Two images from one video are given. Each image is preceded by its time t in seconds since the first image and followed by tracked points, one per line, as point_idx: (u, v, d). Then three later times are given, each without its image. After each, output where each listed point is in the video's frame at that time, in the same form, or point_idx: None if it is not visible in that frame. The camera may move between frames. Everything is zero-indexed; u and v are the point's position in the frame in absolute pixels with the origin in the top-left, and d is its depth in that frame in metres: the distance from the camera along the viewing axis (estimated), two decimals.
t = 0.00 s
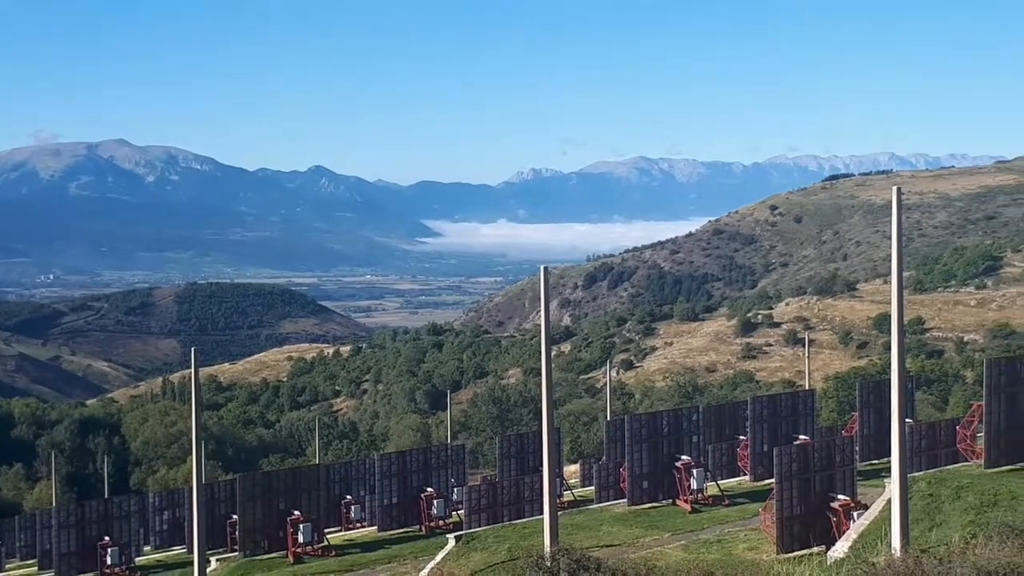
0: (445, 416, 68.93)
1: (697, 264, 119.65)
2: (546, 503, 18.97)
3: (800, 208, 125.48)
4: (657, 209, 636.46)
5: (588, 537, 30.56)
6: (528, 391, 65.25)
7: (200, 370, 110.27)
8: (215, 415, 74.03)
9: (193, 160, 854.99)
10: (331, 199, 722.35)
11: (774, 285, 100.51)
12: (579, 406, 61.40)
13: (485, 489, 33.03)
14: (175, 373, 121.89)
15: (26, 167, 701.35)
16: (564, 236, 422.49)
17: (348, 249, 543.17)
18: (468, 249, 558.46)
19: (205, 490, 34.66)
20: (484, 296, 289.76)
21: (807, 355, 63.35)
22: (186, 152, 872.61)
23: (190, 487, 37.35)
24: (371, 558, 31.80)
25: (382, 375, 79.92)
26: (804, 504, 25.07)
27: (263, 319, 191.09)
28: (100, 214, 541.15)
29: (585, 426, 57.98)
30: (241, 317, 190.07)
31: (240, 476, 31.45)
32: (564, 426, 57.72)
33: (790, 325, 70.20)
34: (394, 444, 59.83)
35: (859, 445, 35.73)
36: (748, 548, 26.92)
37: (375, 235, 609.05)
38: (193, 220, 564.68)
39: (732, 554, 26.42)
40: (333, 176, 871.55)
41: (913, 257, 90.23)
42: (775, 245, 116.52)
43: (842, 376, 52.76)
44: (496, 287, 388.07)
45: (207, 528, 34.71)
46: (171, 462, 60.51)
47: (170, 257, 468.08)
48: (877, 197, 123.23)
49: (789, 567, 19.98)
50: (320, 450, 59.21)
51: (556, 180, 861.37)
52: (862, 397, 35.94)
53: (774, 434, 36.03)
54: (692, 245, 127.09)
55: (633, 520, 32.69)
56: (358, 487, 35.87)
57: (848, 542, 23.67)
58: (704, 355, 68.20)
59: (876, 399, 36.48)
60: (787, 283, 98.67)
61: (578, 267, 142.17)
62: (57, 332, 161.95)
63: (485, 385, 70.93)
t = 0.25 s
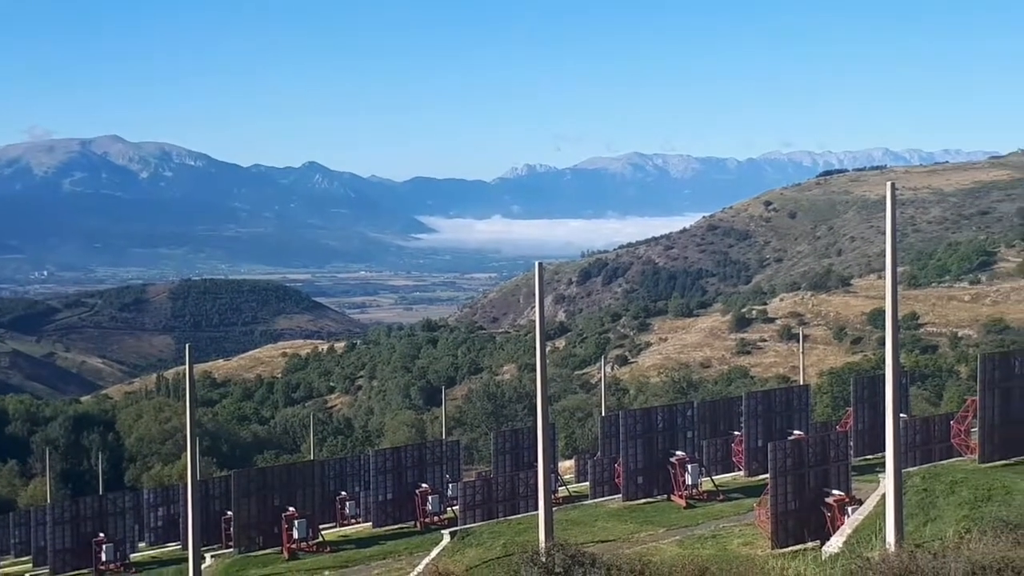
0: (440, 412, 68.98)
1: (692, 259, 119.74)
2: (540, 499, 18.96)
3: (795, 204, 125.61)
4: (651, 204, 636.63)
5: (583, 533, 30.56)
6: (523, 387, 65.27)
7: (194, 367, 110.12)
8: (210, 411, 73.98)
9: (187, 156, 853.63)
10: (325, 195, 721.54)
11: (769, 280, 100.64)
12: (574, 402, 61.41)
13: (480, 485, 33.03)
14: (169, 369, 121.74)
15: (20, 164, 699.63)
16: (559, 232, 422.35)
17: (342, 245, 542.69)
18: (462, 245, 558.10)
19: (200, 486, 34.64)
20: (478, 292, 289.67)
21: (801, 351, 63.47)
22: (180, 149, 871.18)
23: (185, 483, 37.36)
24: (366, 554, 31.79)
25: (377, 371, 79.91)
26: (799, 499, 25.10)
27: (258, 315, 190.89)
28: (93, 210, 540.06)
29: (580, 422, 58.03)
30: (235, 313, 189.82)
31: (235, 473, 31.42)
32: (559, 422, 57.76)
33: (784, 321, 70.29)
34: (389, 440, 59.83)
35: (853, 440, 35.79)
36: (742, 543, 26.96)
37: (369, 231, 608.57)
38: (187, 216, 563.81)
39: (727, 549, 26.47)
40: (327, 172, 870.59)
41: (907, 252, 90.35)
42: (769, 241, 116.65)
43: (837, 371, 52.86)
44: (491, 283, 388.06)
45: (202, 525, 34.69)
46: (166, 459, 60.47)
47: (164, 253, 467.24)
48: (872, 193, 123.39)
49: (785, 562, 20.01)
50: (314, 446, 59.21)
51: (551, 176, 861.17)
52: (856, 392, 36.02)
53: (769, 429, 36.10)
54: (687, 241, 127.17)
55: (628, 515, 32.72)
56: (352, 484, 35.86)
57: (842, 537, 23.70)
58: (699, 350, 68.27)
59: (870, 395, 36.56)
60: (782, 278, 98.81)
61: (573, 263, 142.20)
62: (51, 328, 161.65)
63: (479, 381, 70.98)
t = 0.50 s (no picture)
0: (437, 410, 68.98)
1: (689, 257, 119.79)
2: (539, 497, 18.97)
3: (792, 202, 125.67)
4: (648, 202, 636.18)
5: (581, 531, 30.57)
6: (521, 385, 65.26)
7: (192, 365, 109.98)
8: (207, 409, 73.90)
9: (184, 155, 852.54)
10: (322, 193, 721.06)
11: (766, 278, 100.67)
12: (571, 400, 61.37)
13: (478, 483, 33.03)
14: (167, 367, 121.62)
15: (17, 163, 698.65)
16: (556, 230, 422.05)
17: (340, 243, 542.37)
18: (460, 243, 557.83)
19: (197, 485, 34.62)
20: (476, 290, 289.48)
21: (798, 348, 63.50)
22: (177, 148, 870.57)
23: (182, 483, 37.32)
24: (363, 552, 31.81)
25: (374, 370, 79.90)
26: (796, 496, 25.14)
27: (255, 314, 190.71)
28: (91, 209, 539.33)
29: (577, 420, 58.05)
30: (233, 311, 189.65)
31: (232, 471, 31.40)
32: (556, 420, 57.75)
33: (782, 318, 70.31)
34: (387, 438, 59.79)
35: (851, 438, 35.82)
36: (740, 540, 26.99)
37: (367, 229, 608.28)
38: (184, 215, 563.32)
39: (724, 546, 26.51)
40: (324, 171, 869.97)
41: (905, 250, 90.40)
42: (767, 239, 116.66)
43: (834, 369, 52.88)
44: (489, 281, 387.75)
45: (200, 523, 34.68)
46: (163, 457, 60.39)
47: (161, 251, 466.77)
48: (869, 190, 123.43)
49: (782, 560, 20.05)
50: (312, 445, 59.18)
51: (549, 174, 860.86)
52: (854, 389, 36.07)
53: (767, 427, 36.13)
54: (684, 239, 127.16)
55: (626, 513, 32.73)
56: (350, 482, 35.88)
57: (840, 534, 23.73)
58: (696, 348, 68.28)
59: (868, 392, 36.60)
60: (779, 276, 98.84)
61: (571, 261, 142.18)
62: (49, 327, 161.47)
63: (477, 378, 70.98)
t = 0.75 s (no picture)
0: (430, 407, 68.94)
1: (681, 254, 119.91)
2: (531, 493, 18.99)
3: (784, 198, 125.83)
4: (640, 198, 635.87)
5: (573, 527, 30.57)
6: (513, 382, 65.25)
7: (184, 363, 109.79)
8: (199, 406, 73.77)
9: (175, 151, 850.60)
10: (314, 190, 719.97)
11: (758, 274, 100.76)
12: (564, 396, 61.34)
13: (471, 479, 32.99)
14: (158, 364, 121.39)
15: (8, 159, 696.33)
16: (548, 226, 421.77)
17: (332, 240, 541.60)
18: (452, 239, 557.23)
19: (189, 482, 34.55)
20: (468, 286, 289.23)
21: (790, 344, 63.58)
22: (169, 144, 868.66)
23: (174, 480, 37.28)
24: (356, 549, 31.78)
25: (367, 366, 79.84)
26: (788, 491, 25.16)
27: (247, 310, 190.46)
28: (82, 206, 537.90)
29: (570, 416, 58.06)
30: (225, 308, 189.38)
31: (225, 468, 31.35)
32: (549, 416, 57.72)
33: (774, 314, 70.37)
34: (379, 435, 59.72)
35: (842, 433, 35.87)
36: (732, 535, 27.02)
37: (359, 225, 607.42)
38: (176, 212, 562.07)
39: (716, 542, 26.53)
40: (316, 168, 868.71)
41: (896, 246, 90.54)
42: (759, 234, 116.78)
43: (826, 364, 52.94)
44: (481, 277, 387.49)
45: (192, 520, 34.63)
46: (155, 454, 60.27)
47: (153, 248, 465.72)
48: (861, 186, 123.62)
49: (773, 556, 20.08)
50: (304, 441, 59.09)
51: (541, 170, 860.41)
52: (845, 385, 36.10)
53: (759, 423, 36.18)
54: (676, 235, 127.25)
55: (619, 509, 32.73)
56: (342, 479, 35.83)
57: (831, 530, 23.77)
58: (688, 344, 68.33)
59: (859, 388, 36.63)
60: (770, 272, 98.96)
61: (563, 257, 142.16)
62: (40, 324, 161.04)
63: (469, 375, 70.96)
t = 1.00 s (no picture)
0: (423, 401, 68.95)
1: (674, 246, 119.99)
2: (524, 485, 18.97)
3: (776, 190, 125.98)
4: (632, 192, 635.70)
5: (566, 520, 30.59)
6: (506, 375, 65.25)
7: (177, 357, 109.52)
8: (192, 401, 73.64)
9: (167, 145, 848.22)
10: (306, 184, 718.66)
11: (750, 267, 100.81)
12: (557, 390, 61.35)
13: (464, 473, 32.96)
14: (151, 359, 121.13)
15: None
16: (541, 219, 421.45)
17: (324, 234, 540.85)
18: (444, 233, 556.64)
19: (182, 476, 34.48)
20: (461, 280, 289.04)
21: (782, 337, 63.67)
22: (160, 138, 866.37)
23: (167, 474, 37.20)
24: (349, 542, 31.79)
25: (359, 360, 79.81)
26: (781, 484, 25.19)
27: (240, 304, 190.15)
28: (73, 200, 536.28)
29: (563, 409, 58.11)
30: (217, 302, 189.07)
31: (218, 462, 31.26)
32: (542, 410, 57.76)
33: (766, 307, 70.44)
34: (372, 428, 59.70)
35: (835, 426, 35.92)
36: (725, 528, 27.06)
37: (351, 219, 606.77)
38: (168, 206, 560.70)
39: (710, 535, 26.55)
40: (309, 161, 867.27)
41: (888, 238, 90.69)
42: (751, 227, 116.90)
43: (819, 357, 53.03)
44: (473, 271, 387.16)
45: (185, 515, 34.58)
46: (148, 449, 60.18)
47: (145, 243, 464.48)
48: (853, 178, 123.79)
49: (767, 548, 20.12)
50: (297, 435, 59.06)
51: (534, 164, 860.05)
52: (838, 377, 36.14)
53: (751, 416, 36.22)
54: (668, 228, 127.31)
55: (612, 502, 32.76)
56: (335, 473, 35.79)
57: (824, 522, 23.82)
58: (681, 337, 68.40)
59: (851, 380, 36.66)
60: (763, 265, 99.09)
61: (556, 250, 142.17)
62: (32, 319, 160.61)
63: (462, 369, 70.97)
